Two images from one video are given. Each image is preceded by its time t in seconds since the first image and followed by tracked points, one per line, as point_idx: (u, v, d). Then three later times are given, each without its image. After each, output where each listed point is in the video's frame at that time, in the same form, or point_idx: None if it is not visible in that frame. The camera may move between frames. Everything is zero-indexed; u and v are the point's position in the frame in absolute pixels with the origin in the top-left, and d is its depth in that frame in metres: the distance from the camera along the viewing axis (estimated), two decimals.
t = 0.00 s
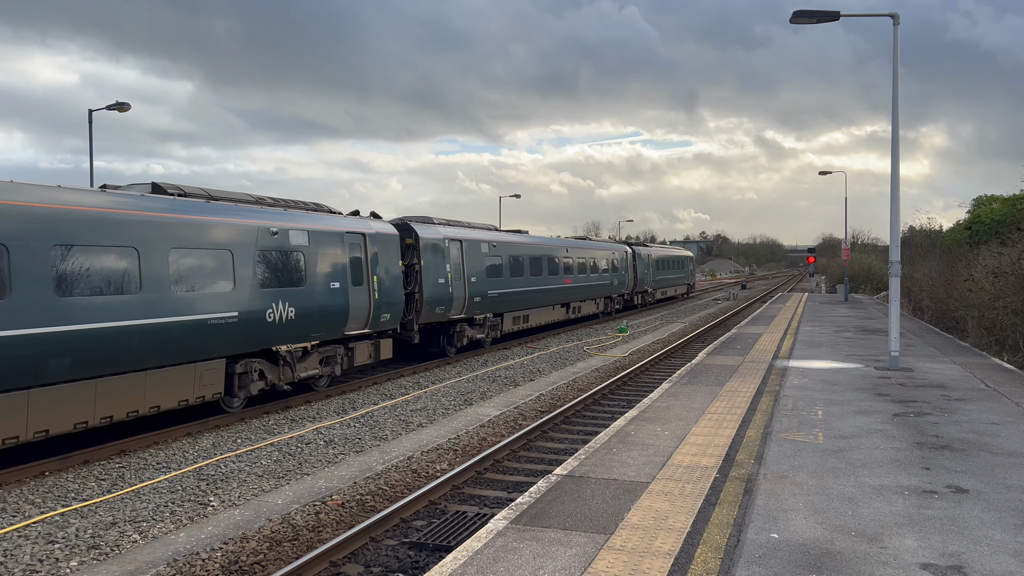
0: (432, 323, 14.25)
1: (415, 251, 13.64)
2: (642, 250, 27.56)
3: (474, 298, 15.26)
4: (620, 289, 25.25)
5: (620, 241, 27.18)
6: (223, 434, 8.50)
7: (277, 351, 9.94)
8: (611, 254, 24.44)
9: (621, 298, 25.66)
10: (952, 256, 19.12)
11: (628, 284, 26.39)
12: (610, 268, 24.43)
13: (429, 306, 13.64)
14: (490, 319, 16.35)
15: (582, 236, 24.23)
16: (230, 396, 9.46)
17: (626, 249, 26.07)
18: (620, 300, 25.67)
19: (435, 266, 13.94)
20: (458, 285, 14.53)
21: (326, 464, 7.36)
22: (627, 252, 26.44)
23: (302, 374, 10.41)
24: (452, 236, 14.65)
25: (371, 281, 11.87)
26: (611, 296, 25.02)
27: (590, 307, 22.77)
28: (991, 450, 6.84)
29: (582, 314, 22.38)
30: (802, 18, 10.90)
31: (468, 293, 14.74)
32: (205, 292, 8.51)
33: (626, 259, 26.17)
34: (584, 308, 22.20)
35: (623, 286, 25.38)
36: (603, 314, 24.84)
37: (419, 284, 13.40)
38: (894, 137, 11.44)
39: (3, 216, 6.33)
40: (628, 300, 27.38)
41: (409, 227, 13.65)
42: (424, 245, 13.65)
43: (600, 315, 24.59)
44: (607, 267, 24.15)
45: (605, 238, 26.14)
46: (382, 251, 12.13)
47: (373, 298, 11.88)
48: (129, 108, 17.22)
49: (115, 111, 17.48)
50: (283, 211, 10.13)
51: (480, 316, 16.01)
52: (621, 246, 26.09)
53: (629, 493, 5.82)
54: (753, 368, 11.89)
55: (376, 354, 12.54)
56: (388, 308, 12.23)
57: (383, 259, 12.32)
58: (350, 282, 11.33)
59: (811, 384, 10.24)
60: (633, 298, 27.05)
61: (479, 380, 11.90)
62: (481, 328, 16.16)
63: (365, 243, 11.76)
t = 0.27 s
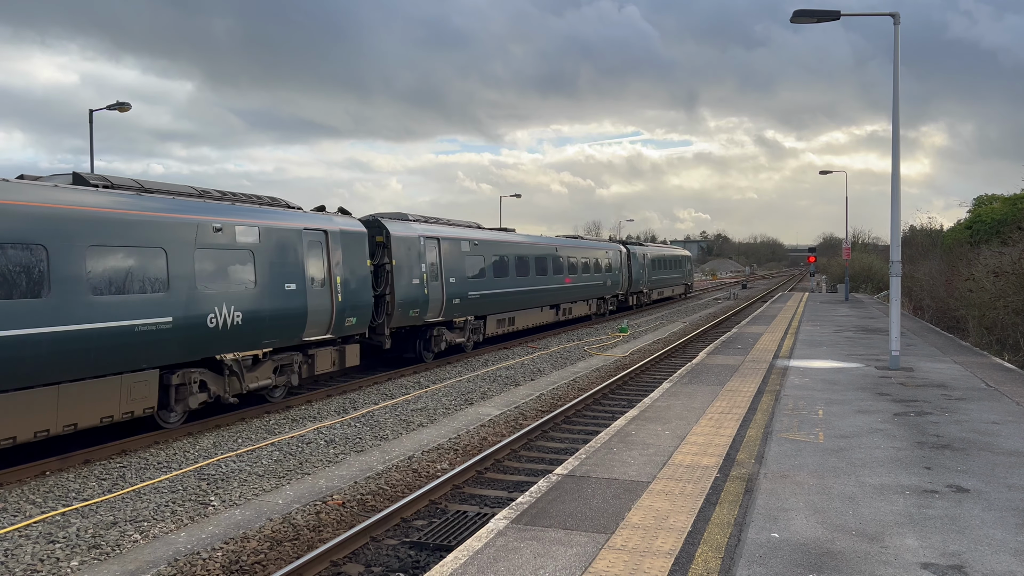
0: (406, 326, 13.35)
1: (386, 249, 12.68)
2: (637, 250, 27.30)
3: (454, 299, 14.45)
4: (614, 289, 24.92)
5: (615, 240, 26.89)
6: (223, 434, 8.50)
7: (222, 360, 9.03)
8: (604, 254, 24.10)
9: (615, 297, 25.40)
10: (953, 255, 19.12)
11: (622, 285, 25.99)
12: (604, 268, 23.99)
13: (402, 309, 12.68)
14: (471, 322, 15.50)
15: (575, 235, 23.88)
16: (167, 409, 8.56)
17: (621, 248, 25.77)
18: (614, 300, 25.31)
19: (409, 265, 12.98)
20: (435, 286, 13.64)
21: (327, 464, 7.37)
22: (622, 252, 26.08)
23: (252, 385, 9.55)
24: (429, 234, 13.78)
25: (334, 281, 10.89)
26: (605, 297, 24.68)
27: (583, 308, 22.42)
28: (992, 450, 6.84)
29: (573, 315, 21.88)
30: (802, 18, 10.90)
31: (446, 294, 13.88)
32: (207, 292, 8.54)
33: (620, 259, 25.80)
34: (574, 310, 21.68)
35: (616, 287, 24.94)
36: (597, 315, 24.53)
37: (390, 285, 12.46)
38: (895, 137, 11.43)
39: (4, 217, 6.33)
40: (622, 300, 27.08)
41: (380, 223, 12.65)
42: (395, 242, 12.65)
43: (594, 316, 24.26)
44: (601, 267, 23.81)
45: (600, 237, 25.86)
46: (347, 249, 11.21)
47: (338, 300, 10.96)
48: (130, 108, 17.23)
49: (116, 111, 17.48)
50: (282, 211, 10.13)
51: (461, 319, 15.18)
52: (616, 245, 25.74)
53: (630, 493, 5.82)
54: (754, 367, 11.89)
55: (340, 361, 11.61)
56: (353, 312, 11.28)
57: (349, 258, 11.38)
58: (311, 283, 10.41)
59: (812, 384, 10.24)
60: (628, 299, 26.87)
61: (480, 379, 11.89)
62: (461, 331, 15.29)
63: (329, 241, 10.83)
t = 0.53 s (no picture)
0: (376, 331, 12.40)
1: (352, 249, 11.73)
2: (634, 250, 26.90)
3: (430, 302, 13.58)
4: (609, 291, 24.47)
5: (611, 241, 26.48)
6: (224, 434, 8.50)
7: (154, 372, 8.08)
8: (599, 255, 23.61)
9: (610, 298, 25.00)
10: (954, 255, 19.11)
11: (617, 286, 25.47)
12: (597, 269, 23.44)
13: (369, 312, 11.72)
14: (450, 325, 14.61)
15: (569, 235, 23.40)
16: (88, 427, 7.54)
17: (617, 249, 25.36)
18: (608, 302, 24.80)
19: (379, 266, 12.06)
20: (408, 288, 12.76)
21: (327, 464, 7.36)
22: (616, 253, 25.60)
23: (191, 399, 8.57)
24: (401, 231, 12.90)
25: (290, 283, 9.94)
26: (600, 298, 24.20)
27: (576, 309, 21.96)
28: (993, 450, 6.84)
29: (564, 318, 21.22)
30: (802, 18, 10.90)
31: (421, 296, 13.03)
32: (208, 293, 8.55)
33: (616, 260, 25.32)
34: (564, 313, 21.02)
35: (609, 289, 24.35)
36: (592, 317, 24.07)
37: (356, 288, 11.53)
38: (896, 137, 11.43)
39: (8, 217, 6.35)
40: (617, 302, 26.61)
41: (347, 220, 11.72)
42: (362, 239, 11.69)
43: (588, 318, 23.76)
44: (594, 268, 23.30)
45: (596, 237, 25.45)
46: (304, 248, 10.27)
47: (294, 304, 10.00)
48: (130, 108, 17.23)
49: (116, 111, 17.48)
50: (284, 212, 10.15)
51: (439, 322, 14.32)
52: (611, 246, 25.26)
53: (631, 493, 5.81)
54: (754, 367, 11.89)
55: (298, 371, 10.60)
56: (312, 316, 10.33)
57: (307, 258, 10.42)
58: (262, 285, 9.46)
59: (812, 384, 10.24)
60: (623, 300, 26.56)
61: (480, 380, 11.88)
62: (438, 336, 14.37)
63: (284, 239, 9.90)
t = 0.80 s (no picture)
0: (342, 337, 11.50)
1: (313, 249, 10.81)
2: (631, 251, 26.45)
3: (405, 305, 12.75)
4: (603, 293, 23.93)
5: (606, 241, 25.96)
6: (225, 435, 8.50)
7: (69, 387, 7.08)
8: (592, 256, 23.02)
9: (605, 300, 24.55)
10: (955, 255, 19.10)
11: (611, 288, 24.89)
12: (590, 270, 22.80)
13: (331, 317, 10.80)
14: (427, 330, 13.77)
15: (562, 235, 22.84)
16: None
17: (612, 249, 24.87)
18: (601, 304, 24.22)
19: (343, 266, 11.16)
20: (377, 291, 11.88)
21: (328, 465, 7.37)
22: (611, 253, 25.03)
23: (115, 417, 7.62)
24: (369, 229, 11.97)
25: (236, 285, 8.97)
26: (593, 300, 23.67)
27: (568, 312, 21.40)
28: (994, 450, 6.84)
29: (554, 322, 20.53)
30: (802, 18, 10.90)
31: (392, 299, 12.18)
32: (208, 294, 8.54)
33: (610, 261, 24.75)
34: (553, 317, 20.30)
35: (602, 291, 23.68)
36: (586, 319, 23.54)
37: (318, 291, 10.62)
38: (896, 137, 11.43)
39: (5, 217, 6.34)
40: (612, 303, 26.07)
41: (307, 217, 10.83)
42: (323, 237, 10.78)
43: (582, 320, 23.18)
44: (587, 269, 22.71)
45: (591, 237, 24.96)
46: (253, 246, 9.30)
47: (240, 309, 9.01)
48: (132, 108, 17.26)
49: (118, 112, 17.49)
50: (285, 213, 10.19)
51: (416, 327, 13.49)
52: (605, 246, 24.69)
53: (632, 494, 5.81)
54: (755, 368, 11.89)
55: (248, 382, 9.67)
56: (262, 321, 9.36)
57: (258, 257, 9.44)
58: (201, 287, 8.46)
59: (813, 384, 10.24)
60: (619, 301, 26.15)
61: (481, 380, 11.87)
62: (412, 342, 13.48)
63: (227, 237, 8.92)
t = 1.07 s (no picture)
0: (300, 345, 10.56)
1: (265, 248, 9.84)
2: (625, 251, 25.88)
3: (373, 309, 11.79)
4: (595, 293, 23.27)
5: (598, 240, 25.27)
6: (225, 435, 8.51)
7: None
8: (583, 255, 22.29)
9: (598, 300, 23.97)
10: (955, 255, 19.11)
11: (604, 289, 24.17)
12: (580, 270, 22.02)
13: (285, 323, 9.80)
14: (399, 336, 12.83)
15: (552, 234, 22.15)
16: None
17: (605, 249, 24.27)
18: (593, 305, 23.49)
19: (300, 266, 10.16)
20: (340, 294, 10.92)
21: (329, 465, 7.37)
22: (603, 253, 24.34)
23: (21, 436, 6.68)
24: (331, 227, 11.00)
25: (170, 288, 8.06)
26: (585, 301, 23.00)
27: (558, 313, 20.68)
28: (994, 450, 6.84)
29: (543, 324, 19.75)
30: (803, 19, 10.91)
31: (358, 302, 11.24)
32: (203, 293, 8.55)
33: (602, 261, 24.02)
34: (541, 319, 19.46)
35: (593, 291, 22.91)
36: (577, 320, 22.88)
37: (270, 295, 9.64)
38: (897, 138, 11.43)
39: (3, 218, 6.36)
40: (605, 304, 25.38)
41: (258, 212, 9.82)
42: (276, 235, 9.79)
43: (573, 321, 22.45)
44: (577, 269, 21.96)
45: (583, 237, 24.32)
46: (191, 246, 8.41)
47: (174, 316, 8.08)
48: (133, 109, 17.27)
49: (118, 113, 17.50)
50: (285, 212, 10.21)
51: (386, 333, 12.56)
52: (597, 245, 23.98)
53: (632, 494, 5.82)
54: (756, 368, 11.88)
55: (186, 396, 8.74)
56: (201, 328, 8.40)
57: (197, 257, 8.50)
58: (128, 291, 7.55)
59: (813, 384, 10.25)
60: (613, 302, 25.63)
61: (482, 380, 11.88)
62: (383, 348, 12.53)
63: (161, 235, 8.03)
